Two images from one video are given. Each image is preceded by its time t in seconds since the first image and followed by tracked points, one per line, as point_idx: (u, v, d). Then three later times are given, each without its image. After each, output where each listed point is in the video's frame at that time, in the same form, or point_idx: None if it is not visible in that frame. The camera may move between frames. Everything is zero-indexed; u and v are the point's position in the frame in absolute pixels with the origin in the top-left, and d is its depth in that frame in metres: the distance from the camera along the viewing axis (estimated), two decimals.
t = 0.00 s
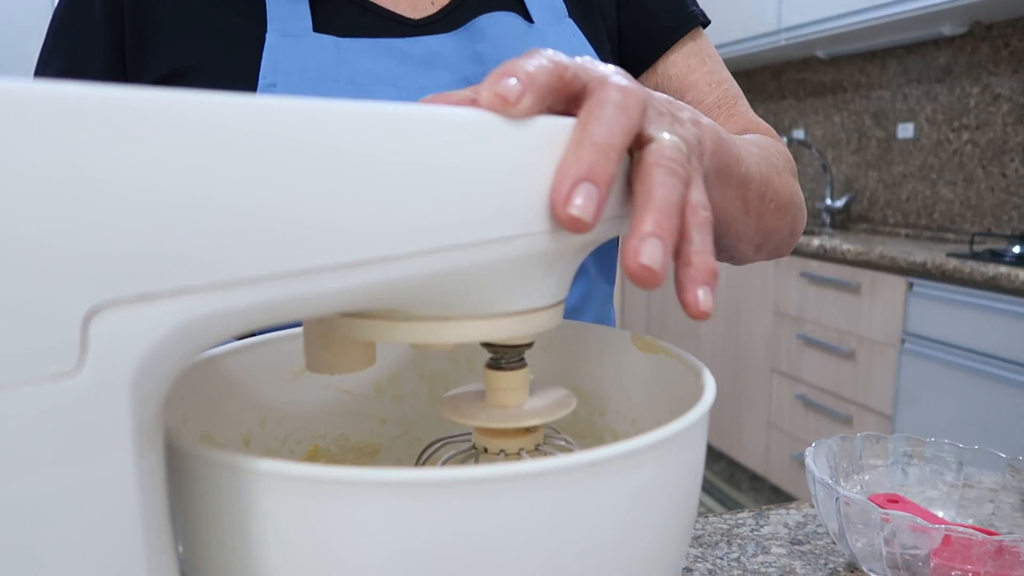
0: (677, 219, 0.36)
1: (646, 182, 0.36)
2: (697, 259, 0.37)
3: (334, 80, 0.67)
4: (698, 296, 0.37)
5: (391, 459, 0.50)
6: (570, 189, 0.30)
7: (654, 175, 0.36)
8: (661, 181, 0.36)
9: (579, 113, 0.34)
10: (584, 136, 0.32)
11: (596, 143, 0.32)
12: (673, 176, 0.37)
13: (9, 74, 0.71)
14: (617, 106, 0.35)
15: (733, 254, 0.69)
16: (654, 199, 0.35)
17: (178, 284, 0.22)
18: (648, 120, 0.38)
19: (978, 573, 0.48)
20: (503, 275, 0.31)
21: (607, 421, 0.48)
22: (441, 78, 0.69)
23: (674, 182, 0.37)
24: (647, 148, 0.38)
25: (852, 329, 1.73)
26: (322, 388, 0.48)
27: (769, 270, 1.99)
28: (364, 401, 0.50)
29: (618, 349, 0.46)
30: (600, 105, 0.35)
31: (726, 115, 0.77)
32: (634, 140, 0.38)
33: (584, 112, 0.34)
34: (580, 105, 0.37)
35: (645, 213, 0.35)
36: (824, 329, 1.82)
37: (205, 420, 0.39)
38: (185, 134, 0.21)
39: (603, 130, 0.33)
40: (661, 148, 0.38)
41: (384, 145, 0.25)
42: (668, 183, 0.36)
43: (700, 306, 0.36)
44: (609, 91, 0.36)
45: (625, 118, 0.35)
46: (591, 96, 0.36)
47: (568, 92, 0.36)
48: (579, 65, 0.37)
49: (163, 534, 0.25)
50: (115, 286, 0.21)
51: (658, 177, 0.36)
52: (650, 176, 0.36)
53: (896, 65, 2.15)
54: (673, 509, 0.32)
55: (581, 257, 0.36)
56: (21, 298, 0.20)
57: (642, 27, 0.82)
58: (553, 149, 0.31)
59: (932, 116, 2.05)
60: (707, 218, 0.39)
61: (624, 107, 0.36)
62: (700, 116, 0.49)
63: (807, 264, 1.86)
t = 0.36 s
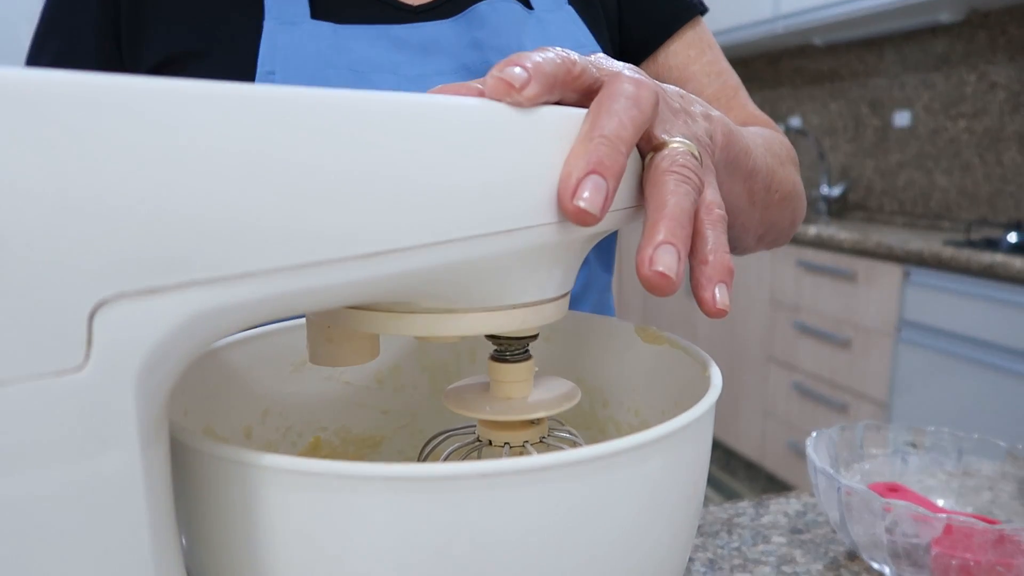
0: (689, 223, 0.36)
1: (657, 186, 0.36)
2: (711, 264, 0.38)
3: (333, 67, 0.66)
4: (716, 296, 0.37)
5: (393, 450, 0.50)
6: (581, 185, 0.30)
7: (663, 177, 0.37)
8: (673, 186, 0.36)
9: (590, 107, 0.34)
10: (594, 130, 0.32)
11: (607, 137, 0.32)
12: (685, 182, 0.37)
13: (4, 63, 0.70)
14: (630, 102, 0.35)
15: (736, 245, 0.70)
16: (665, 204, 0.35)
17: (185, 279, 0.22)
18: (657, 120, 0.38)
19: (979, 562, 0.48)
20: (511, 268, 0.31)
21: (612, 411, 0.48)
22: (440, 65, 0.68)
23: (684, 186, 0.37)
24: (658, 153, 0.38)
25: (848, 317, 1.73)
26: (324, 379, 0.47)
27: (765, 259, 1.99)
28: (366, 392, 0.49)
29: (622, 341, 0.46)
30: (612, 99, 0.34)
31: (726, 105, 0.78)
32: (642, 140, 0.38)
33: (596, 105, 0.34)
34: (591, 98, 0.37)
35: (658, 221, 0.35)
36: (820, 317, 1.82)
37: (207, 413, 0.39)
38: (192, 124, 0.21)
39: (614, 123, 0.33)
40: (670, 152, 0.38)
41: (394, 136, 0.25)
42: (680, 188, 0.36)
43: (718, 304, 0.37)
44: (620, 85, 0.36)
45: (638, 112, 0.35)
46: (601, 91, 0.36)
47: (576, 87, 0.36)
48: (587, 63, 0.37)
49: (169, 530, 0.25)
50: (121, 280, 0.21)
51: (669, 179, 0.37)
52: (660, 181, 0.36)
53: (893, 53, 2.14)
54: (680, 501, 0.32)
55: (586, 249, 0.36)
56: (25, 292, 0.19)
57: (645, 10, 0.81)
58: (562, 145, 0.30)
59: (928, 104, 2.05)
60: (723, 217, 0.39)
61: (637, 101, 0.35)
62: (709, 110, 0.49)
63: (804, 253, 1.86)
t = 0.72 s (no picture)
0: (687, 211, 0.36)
1: (654, 175, 0.36)
2: (713, 250, 0.37)
3: (327, 64, 0.66)
4: (722, 279, 0.37)
5: (391, 442, 0.50)
6: (579, 174, 0.30)
7: (660, 166, 0.36)
8: (671, 174, 0.36)
9: (587, 96, 0.34)
10: (592, 119, 0.32)
11: (605, 126, 0.32)
12: (683, 169, 0.37)
13: None
14: (627, 91, 0.35)
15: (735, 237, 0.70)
16: (662, 191, 0.35)
17: (181, 269, 0.22)
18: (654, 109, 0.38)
19: (975, 552, 0.48)
20: (509, 259, 0.31)
21: (608, 402, 0.48)
22: (437, 59, 0.68)
23: (681, 173, 0.36)
24: (655, 142, 0.38)
25: (845, 309, 1.73)
26: (322, 372, 0.47)
27: (762, 251, 1.99)
28: (363, 385, 0.49)
29: (619, 331, 0.46)
30: (610, 88, 0.34)
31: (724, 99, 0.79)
32: (639, 129, 0.37)
33: (593, 94, 0.33)
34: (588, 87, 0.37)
35: (653, 209, 0.34)
36: (817, 309, 1.82)
37: (204, 405, 0.39)
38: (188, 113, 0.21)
39: (612, 112, 0.33)
40: (667, 140, 0.38)
41: (392, 126, 0.25)
42: (678, 176, 0.36)
43: (724, 287, 0.36)
44: (618, 74, 0.36)
45: (635, 101, 0.35)
46: (599, 80, 0.35)
47: (574, 76, 0.36)
48: (585, 52, 0.37)
49: (167, 522, 0.25)
50: (115, 270, 0.21)
51: (667, 168, 0.36)
52: (657, 169, 0.36)
53: (890, 44, 2.14)
54: (678, 492, 0.32)
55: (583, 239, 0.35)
56: (18, 282, 0.19)
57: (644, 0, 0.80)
58: (560, 133, 0.30)
59: (925, 96, 2.05)
60: (727, 199, 0.40)
61: (635, 90, 0.35)
62: (708, 100, 0.49)
63: (801, 245, 1.86)
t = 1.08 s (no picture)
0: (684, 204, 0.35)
1: (652, 168, 0.36)
2: (712, 246, 0.37)
3: (325, 62, 0.66)
4: (720, 275, 0.36)
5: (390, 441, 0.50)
6: (578, 169, 0.30)
7: (659, 159, 0.36)
8: (669, 167, 0.36)
9: (586, 91, 0.33)
10: (591, 115, 0.31)
11: (605, 121, 0.32)
12: (682, 163, 0.36)
13: None
14: (627, 85, 0.35)
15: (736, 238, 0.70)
16: (659, 183, 0.35)
17: (179, 265, 0.21)
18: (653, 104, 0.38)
19: (977, 551, 0.48)
20: (509, 256, 0.30)
21: (609, 402, 0.48)
22: (435, 55, 0.67)
23: (679, 166, 0.36)
24: (654, 136, 0.38)
25: (843, 308, 1.73)
26: (321, 370, 0.47)
27: (761, 250, 1.99)
28: (363, 383, 0.49)
29: (619, 330, 0.46)
30: (609, 83, 0.34)
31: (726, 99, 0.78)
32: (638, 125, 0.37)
33: (593, 89, 0.33)
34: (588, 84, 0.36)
35: (650, 201, 0.34)
36: (816, 308, 1.82)
37: (201, 404, 0.38)
38: (187, 108, 0.21)
39: (612, 107, 0.32)
40: (665, 134, 0.38)
41: (392, 121, 0.24)
42: (676, 169, 0.36)
43: (723, 283, 0.36)
44: (617, 69, 0.35)
45: (635, 96, 0.34)
46: (598, 76, 0.35)
47: (573, 72, 0.36)
48: (584, 48, 0.36)
49: (165, 521, 0.25)
50: (112, 267, 0.20)
51: (666, 161, 0.36)
52: (654, 162, 0.36)
53: (888, 44, 2.14)
54: (680, 490, 0.31)
55: (584, 236, 0.35)
56: (13, 280, 0.19)
57: None
58: (560, 128, 0.30)
59: (924, 95, 2.05)
60: (726, 194, 0.39)
61: (635, 84, 0.35)
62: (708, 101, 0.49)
63: (800, 244, 1.86)
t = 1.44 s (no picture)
0: (693, 201, 0.35)
1: (660, 165, 0.35)
2: (723, 244, 0.37)
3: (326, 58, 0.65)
4: (731, 274, 0.36)
5: (394, 440, 0.49)
6: (586, 165, 0.29)
7: (667, 156, 0.36)
8: (678, 164, 0.35)
9: (594, 86, 0.33)
10: (599, 110, 0.31)
11: (613, 116, 0.31)
12: (690, 160, 0.36)
13: None
14: (635, 80, 0.34)
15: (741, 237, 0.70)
16: (667, 179, 0.34)
17: (180, 262, 0.21)
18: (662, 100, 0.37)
19: (987, 551, 0.47)
20: (515, 254, 0.30)
21: (614, 400, 0.48)
22: (437, 52, 0.67)
23: (688, 163, 0.36)
24: (662, 132, 0.37)
25: (848, 306, 1.72)
26: (324, 369, 0.47)
27: (765, 248, 1.98)
28: (367, 382, 0.49)
29: (627, 329, 0.45)
30: (616, 77, 0.33)
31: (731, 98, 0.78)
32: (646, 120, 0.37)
33: (600, 84, 0.33)
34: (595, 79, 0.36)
35: (658, 197, 0.34)
36: (821, 307, 1.81)
37: (204, 403, 0.38)
38: (188, 102, 0.20)
39: (620, 102, 0.32)
40: (673, 130, 0.37)
41: (396, 117, 0.24)
42: (684, 166, 0.35)
43: (734, 282, 0.36)
44: (625, 64, 0.35)
45: (643, 91, 0.34)
46: (605, 71, 0.35)
47: (580, 67, 0.35)
48: (591, 43, 0.36)
49: (167, 522, 0.24)
50: (112, 265, 0.20)
51: (674, 158, 0.36)
52: (663, 158, 0.36)
53: (893, 41, 2.12)
54: (688, 491, 0.31)
55: (591, 233, 0.35)
56: (10, 279, 0.19)
57: None
58: (567, 125, 0.30)
59: (929, 92, 2.04)
60: (736, 192, 0.39)
61: (643, 79, 0.34)
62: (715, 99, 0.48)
63: (804, 242, 1.85)
